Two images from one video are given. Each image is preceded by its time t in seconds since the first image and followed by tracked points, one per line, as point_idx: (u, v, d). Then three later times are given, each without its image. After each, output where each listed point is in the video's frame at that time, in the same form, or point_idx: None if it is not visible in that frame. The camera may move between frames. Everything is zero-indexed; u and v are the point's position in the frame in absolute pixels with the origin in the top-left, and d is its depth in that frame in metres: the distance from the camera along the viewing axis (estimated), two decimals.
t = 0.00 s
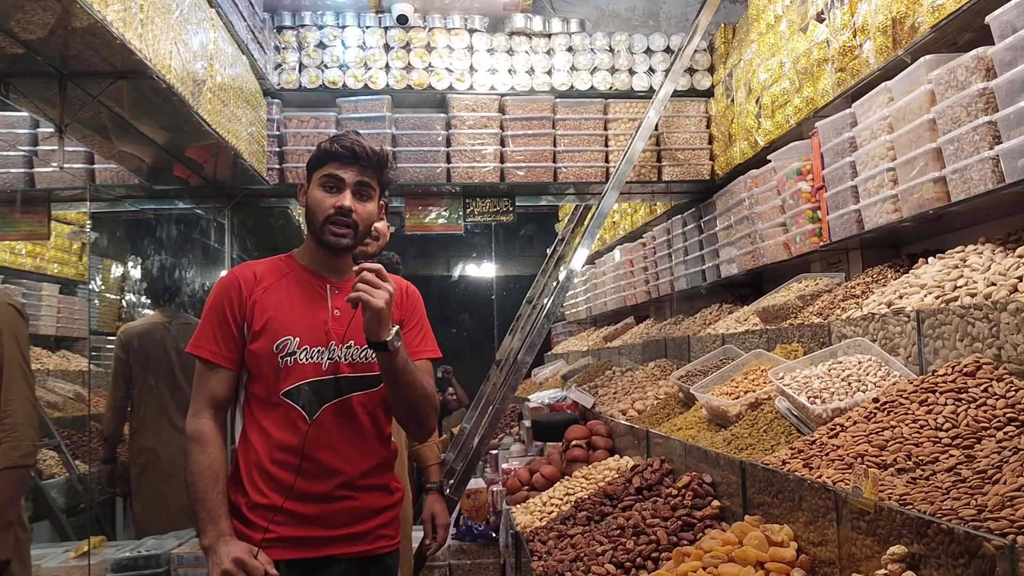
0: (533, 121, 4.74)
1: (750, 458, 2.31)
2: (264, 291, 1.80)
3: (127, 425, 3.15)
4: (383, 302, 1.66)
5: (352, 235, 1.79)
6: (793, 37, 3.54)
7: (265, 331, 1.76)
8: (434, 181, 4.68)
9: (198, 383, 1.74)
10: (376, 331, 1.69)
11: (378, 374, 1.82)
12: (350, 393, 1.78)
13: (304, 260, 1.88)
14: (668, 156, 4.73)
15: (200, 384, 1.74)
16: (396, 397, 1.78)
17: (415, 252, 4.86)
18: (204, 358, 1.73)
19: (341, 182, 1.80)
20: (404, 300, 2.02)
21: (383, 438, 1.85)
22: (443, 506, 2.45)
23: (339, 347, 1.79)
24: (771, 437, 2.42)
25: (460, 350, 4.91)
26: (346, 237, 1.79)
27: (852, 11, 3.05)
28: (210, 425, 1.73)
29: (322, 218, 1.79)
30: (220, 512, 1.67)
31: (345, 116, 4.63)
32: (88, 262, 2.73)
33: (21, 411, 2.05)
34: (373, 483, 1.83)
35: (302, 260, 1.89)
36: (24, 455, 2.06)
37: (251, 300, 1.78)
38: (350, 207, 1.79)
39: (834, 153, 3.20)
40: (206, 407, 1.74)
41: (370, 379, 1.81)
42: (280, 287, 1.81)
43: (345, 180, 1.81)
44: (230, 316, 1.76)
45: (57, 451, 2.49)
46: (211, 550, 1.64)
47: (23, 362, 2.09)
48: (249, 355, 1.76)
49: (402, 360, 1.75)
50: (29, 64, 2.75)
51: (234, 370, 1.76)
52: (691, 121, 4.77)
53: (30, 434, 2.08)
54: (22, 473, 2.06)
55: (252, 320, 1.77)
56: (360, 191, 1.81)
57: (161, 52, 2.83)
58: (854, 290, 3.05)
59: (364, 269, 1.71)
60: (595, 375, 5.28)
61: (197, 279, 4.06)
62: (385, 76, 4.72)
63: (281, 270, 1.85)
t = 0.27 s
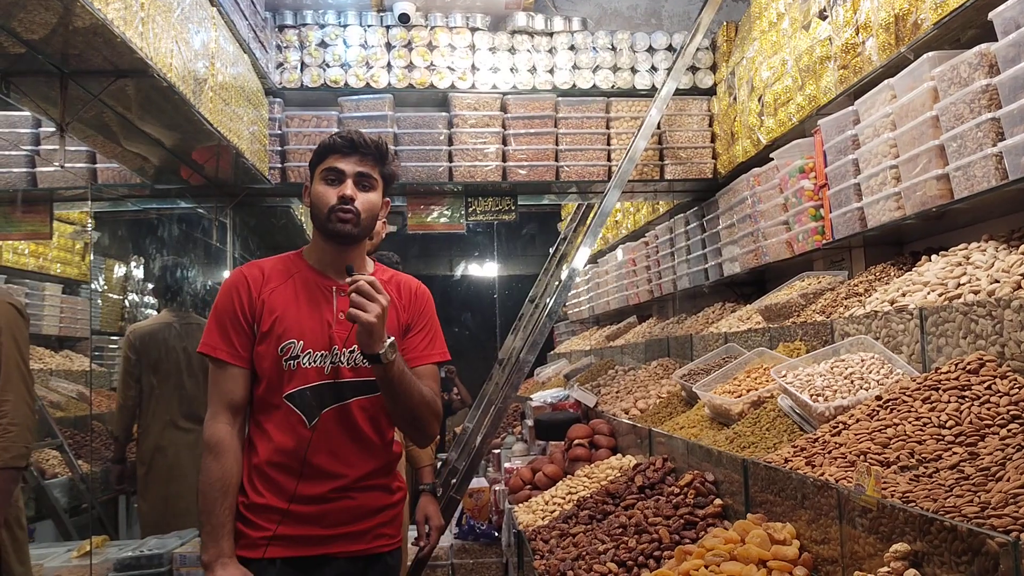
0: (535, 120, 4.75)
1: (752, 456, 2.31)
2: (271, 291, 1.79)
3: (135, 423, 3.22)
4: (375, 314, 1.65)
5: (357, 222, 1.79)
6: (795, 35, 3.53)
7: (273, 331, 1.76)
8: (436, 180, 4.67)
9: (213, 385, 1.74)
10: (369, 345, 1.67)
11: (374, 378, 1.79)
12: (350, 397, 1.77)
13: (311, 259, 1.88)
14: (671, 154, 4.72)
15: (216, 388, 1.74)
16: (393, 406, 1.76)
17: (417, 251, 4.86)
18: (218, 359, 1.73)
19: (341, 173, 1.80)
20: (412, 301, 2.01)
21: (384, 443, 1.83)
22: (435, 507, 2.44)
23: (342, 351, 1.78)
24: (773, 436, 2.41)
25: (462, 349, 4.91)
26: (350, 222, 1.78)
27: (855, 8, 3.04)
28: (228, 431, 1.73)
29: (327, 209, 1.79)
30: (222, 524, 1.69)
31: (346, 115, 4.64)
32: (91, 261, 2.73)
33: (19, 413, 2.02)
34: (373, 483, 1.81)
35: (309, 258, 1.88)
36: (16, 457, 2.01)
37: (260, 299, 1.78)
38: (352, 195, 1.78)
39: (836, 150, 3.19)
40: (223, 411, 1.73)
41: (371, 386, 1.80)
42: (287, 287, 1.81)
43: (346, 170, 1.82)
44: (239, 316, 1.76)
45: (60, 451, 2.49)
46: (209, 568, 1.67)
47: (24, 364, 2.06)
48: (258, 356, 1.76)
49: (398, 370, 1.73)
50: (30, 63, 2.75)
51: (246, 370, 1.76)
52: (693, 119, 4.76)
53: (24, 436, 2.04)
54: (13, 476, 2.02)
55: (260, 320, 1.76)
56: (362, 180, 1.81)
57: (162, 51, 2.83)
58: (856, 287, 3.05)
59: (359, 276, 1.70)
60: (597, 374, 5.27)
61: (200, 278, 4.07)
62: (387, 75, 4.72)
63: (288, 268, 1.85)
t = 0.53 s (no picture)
0: (536, 120, 4.76)
1: (753, 456, 2.31)
2: (275, 288, 1.80)
3: (142, 422, 3.23)
4: (378, 318, 1.65)
5: (363, 224, 1.80)
6: (797, 34, 3.53)
7: (276, 328, 1.76)
8: (438, 179, 4.67)
9: (215, 379, 1.75)
10: (371, 349, 1.67)
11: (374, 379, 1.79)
12: (350, 397, 1.77)
13: (316, 257, 1.88)
14: (673, 154, 4.72)
15: (218, 381, 1.75)
16: (393, 408, 1.77)
17: (419, 251, 4.86)
18: (221, 354, 1.74)
19: (350, 173, 1.80)
20: (418, 301, 2.01)
21: (385, 444, 1.83)
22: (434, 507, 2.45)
23: (342, 351, 1.78)
24: (775, 435, 2.41)
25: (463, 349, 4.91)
26: (357, 225, 1.79)
27: (857, 7, 3.04)
28: (230, 426, 1.74)
29: (333, 209, 1.79)
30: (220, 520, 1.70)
31: (348, 115, 4.65)
32: (93, 262, 2.74)
33: (19, 413, 2.03)
34: (372, 483, 1.82)
35: (315, 257, 1.89)
36: (16, 458, 2.02)
37: (263, 296, 1.79)
38: (360, 196, 1.79)
39: (838, 150, 3.19)
40: (224, 405, 1.74)
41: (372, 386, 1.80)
42: (291, 284, 1.81)
43: (355, 171, 1.82)
44: (242, 313, 1.77)
45: (62, 451, 2.49)
46: (205, 562, 1.69)
47: (23, 364, 2.07)
48: (260, 353, 1.76)
49: (400, 376, 1.73)
50: (32, 64, 2.76)
51: (249, 366, 1.77)
52: (695, 119, 4.77)
53: (24, 437, 2.05)
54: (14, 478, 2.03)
55: (263, 317, 1.77)
56: (370, 182, 1.82)
57: (164, 51, 2.84)
58: (858, 287, 3.05)
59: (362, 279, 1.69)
60: (599, 373, 5.27)
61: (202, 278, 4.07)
62: (388, 75, 4.72)
63: (293, 266, 1.85)
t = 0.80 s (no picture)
0: (541, 118, 4.76)
1: (758, 453, 2.31)
2: (279, 285, 1.81)
3: (147, 421, 3.23)
4: (390, 309, 1.65)
5: (371, 225, 1.80)
6: (802, 32, 3.52)
7: (280, 325, 1.77)
8: (442, 178, 4.68)
9: (217, 375, 1.76)
10: (381, 339, 1.68)
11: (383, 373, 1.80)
12: (357, 392, 1.77)
13: (320, 254, 1.89)
14: (677, 152, 4.71)
15: (221, 377, 1.75)
16: (402, 401, 1.78)
17: (423, 250, 4.87)
18: (223, 350, 1.75)
19: (360, 174, 1.81)
20: (421, 298, 2.02)
21: (392, 440, 1.83)
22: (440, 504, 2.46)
23: (348, 344, 1.79)
24: (779, 432, 2.42)
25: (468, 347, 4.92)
26: (364, 226, 1.79)
27: (861, 5, 3.04)
28: (232, 423, 1.74)
29: (340, 208, 1.80)
30: (219, 521, 1.68)
31: (353, 114, 4.66)
32: (98, 261, 2.75)
33: (24, 413, 2.04)
34: (379, 481, 1.83)
35: (319, 254, 1.89)
36: (23, 458, 2.04)
37: (267, 293, 1.79)
38: (369, 199, 1.79)
39: (843, 148, 3.19)
40: (226, 401, 1.74)
41: (379, 379, 1.80)
42: (295, 281, 1.82)
43: (364, 172, 1.82)
44: (246, 309, 1.78)
45: (68, 449, 2.50)
46: (204, 559, 1.67)
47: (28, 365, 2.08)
48: (264, 349, 1.77)
49: (410, 368, 1.74)
50: (37, 63, 2.77)
51: (253, 362, 1.77)
52: (699, 118, 4.76)
53: (31, 437, 2.06)
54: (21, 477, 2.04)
55: (267, 314, 1.78)
56: (379, 184, 1.82)
57: (170, 50, 2.84)
58: (863, 284, 3.04)
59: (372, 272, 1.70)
60: (603, 372, 5.28)
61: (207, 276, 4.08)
62: (393, 73, 4.72)
63: (297, 264, 1.86)
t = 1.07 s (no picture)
0: (546, 114, 4.75)
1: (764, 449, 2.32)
2: (284, 281, 1.81)
3: (152, 417, 3.25)
4: (399, 302, 1.67)
5: (372, 224, 1.81)
6: (807, 27, 3.52)
7: (285, 320, 1.78)
8: (447, 174, 4.68)
9: (223, 370, 1.77)
10: (391, 332, 1.69)
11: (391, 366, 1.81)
12: (365, 386, 1.78)
13: (324, 250, 1.90)
14: (682, 148, 4.71)
15: (227, 372, 1.76)
16: (411, 395, 1.78)
17: (429, 246, 4.87)
18: (230, 346, 1.76)
19: (361, 171, 1.81)
20: (426, 292, 2.02)
21: (400, 435, 1.84)
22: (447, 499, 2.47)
23: (355, 339, 1.80)
24: (785, 428, 2.42)
25: (473, 343, 4.92)
26: (366, 225, 1.81)
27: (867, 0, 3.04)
28: (239, 418, 1.74)
29: (344, 206, 1.81)
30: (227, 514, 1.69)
31: (358, 111, 4.65)
32: (105, 258, 2.76)
33: (33, 410, 2.06)
34: (389, 477, 1.83)
35: (323, 250, 1.90)
36: (31, 454, 2.06)
37: (272, 289, 1.80)
38: (370, 196, 1.81)
39: (848, 143, 3.19)
40: (234, 396, 1.75)
41: (388, 373, 1.81)
42: (299, 277, 1.83)
43: (365, 169, 1.83)
44: (252, 305, 1.79)
45: (77, 445, 2.51)
46: (211, 553, 1.68)
47: (37, 362, 2.10)
48: (270, 344, 1.78)
49: (420, 361, 1.75)
50: (44, 59, 2.78)
51: (259, 358, 1.78)
52: (704, 114, 4.76)
53: (39, 433, 2.08)
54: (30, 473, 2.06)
55: (272, 309, 1.79)
56: (380, 180, 1.83)
57: (176, 47, 2.85)
58: (869, 280, 3.04)
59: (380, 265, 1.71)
60: (608, 368, 5.28)
61: (213, 273, 4.10)
62: (398, 70, 4.74)
63: (302, 260, 1.87)
